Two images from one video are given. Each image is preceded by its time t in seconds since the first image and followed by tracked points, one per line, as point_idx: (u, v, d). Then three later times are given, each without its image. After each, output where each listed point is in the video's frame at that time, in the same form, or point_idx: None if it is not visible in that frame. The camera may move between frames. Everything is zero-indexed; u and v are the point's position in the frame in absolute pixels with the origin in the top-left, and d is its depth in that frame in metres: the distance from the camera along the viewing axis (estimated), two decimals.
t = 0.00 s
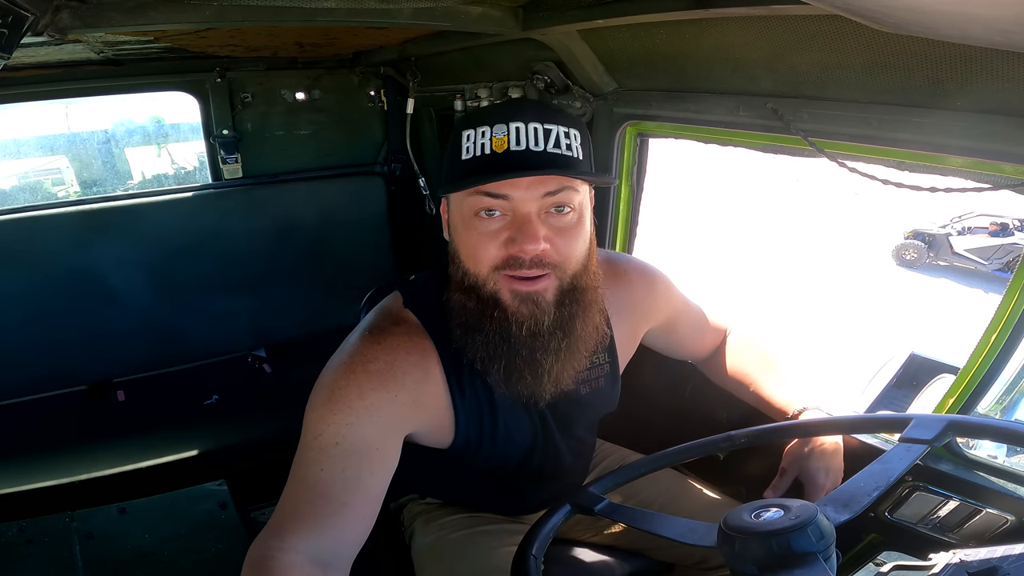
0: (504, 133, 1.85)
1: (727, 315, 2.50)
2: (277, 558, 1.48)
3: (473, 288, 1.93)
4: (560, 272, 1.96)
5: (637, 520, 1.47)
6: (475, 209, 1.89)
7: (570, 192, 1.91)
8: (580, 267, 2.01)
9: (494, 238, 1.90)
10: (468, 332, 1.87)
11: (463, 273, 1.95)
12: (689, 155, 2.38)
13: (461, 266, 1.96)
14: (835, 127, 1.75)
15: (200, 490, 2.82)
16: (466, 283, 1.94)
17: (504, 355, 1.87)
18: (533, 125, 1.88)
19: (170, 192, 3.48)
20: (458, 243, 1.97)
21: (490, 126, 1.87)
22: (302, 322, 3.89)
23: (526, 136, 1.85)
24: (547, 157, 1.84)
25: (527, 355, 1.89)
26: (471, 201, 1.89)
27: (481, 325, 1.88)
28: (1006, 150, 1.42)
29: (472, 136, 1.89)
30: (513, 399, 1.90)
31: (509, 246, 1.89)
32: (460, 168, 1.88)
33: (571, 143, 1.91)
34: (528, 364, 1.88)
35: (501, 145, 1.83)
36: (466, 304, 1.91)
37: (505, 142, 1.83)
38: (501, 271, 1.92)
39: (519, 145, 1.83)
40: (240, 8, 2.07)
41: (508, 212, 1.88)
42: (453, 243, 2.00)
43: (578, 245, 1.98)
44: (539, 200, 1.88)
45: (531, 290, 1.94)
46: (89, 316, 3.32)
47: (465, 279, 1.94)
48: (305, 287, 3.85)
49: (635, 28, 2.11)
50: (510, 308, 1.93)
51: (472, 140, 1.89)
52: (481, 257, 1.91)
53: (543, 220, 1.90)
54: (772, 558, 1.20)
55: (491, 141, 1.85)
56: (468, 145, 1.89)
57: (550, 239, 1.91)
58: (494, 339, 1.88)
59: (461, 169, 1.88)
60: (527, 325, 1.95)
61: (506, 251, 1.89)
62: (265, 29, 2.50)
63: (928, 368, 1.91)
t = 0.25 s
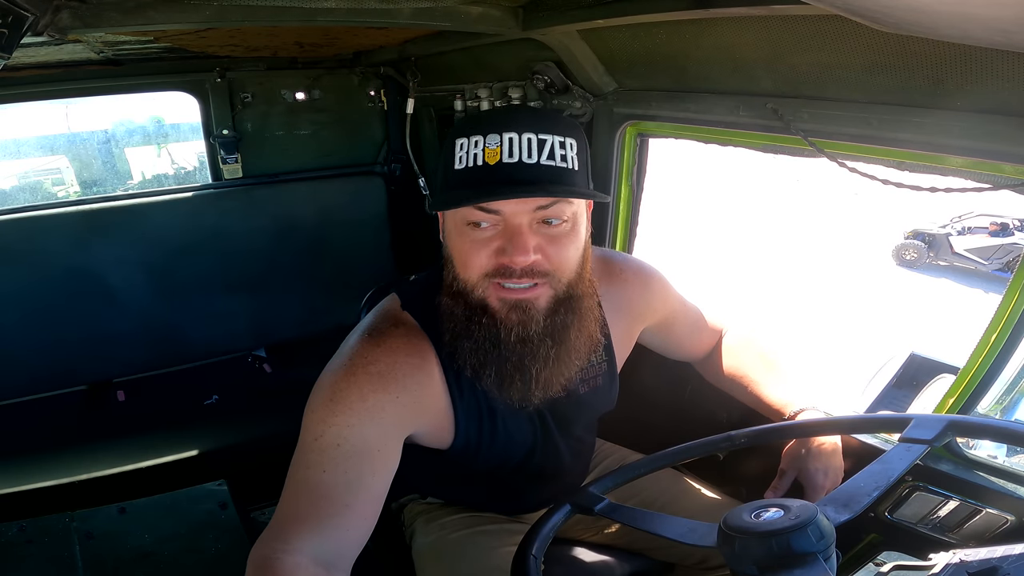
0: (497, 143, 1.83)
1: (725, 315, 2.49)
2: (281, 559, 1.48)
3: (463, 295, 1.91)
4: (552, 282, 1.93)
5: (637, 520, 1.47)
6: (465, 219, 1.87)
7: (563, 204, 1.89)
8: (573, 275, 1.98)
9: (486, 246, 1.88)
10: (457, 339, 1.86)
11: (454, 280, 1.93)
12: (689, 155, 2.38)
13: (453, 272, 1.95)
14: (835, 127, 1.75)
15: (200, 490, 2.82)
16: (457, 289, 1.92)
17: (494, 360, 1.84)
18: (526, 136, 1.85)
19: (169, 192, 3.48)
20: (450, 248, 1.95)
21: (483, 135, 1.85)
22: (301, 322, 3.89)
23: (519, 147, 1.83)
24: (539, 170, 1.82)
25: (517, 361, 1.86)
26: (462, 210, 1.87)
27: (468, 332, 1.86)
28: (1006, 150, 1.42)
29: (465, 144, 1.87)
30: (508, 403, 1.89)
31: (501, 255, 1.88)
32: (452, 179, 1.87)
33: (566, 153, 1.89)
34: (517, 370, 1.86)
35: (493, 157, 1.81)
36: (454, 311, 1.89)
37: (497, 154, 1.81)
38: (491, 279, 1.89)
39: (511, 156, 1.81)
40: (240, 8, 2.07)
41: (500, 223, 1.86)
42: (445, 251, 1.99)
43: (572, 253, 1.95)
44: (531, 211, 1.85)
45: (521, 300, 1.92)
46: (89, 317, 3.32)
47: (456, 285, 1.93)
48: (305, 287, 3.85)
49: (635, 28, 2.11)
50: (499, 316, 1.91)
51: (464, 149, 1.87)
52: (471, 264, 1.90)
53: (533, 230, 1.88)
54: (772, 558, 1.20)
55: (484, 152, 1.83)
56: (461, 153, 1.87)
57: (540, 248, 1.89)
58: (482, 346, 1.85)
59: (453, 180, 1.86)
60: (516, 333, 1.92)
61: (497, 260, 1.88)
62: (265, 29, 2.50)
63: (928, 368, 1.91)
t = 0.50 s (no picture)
0: (501, 146, 1.82)
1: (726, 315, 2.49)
2: (281, 559, 1.48)
3: (465, 296, 1.90)
4: (554, 285, 1.92)
5: (637, 520, 1.47)
6: (468, 220, 1.84)
7: (566, 208, 1.87)
8: (574, 278, 1.97)
9: (488, 248, 1.86)
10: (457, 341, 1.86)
11: (456, 281, 1.92)
12: (689, 155, 2.38)
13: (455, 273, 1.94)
14: (835, 127, 1.75)
15: (200, 490, 2.82)
16: (458, 291, 1.92)
17: (494, 363, 1.84)
18: (530, 138, 1.84)
19: (169, 192, 3.48)
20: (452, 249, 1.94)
21: (487, 136, 1.84)
22: (301, 322, 3.89)
23: (524, 150, 1.82)
24: (541, 174, 1.81)
25: (516, 364, 1.86)
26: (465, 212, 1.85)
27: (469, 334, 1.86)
28: (1006, 150, 1.42)
29: (470, 146, 1.86)
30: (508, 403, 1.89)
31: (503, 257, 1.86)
32: (456, 180, 1.86)
33: (571, 157, 1.88)
34: (515, 373, 1.85)
35: (497, 159, 1.80)
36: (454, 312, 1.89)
37: (500, 157, 1.80)
38: (492, 281, 1.88)
39: (516, 159, 1.80)
40: (240, 8, 2.07)
41: (502, 225, 1.84)
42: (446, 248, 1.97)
43: (573, 256, 1.94)
44: (534, 214, 1.83)
45: (521, 303, 1.91)
46: (89, 316, 3.32)
47: (458, 286, 1.92)
48: (305, 287, 3.85)
49: (635, 28, 2.11)
50: (498, 318, 1.90)
51: (469, 150, 1.85)
52: (473, 265, 1.88)
53: (536, 232, 1.86)
54: (772, 558, 1.20)
55: (488, 154, 1.82)
56: (466, 154, 1.86)
57: (542, 251, 1.88)
58: (482, 349, 1.84)
59: (457, 181, 1.85)
60: (516, 335, 1.91)
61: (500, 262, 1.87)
62: (266, 29, 2.51)
63: (928, 369, 1.91)
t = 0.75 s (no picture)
0: (533, 143, 1.82)
1: (726, 314, 2.47)
2: (283, 560, 1.49)
3: (489, 296, 1.89)
4: (577, 281, 1.92)
5: (638, 520, 1.47)
6: (497, 219, 1.82)
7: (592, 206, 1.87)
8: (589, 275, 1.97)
9: (516, 246, 1.83)
10: (482, 343, 1.86)
11: (478, 281, 1.91)
12: (689, 155, 2.38)
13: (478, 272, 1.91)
14: (835, 127, 1.75)
15: (200, 490, 2.82)
16: (480, 291, 1.90)
17: (517, 361, 1.85)
18: (561, 137, 1.85)
19: (169, 192, 3.48)
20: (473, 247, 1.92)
21: (517, 133, 1.83)
22: (301, 322, 3.89)
23: (555, 148, 1.83)
24: (574, 171, 1.81)
25: (540, 363, 1.87)
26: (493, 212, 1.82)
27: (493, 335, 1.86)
28: (1006, 150, 1.42)
29: (497, 143, 1.84)
30: (510, 404, 1.89)
31: (533, 255, 1.83)
32: (483, 177, 1.83)
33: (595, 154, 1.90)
34: (541, 370, 1.87)
35: (530, 156, 1.80)
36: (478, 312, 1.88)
37: (534, 153, 1.80)
38: (519, 280, 1.86)
39: (549, 157, 1.81)
40: (240, 8, 2.07)
41: (531, 223, 1.81)
42: (466, 244, 1.95)
43: (591, 253, 1.94)
44: (563, 212, 1.81)
45: (548, 302, 1.89)
46: (89, 316, 3.32)
47: (480, 286, 1.90)
48: (305, 287, 3.85)
49: (635, 28, 2.12)
50: (523, 318, 1.89)
51: (497, 147, 1.83)
52: (499, 264, 1.86)
53: (566, 229, 1.84)
54: (772, 558, 1.20)
55: (520, 151, 1.81)
56: (494, 152, 1.83)
57: (571, 249, 1.86)
58: (510, 348, 1.86)
59: (484, 177, 1.82)
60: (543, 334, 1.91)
61: (528, 261, 1.84)
62: (266, 29, 2.50)
63: (928, 368, 1.92)
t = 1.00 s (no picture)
0: (584, 158, 1.84)
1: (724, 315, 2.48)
2: (283, 559, 1.48)
3: (523, 307, 1.88)
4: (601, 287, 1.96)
5: (638, 520, 1.47)
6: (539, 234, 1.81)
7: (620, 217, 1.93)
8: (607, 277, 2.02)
9: (555, 259, 1.84)
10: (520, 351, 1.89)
11: (510, 292, 1.89)
12: (689, 155, 2.38)
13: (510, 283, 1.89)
14: (835, 127, 1.75)
15: (200, 490, 2.82)
16: (514, 303, 1.88)
17: (560, 369, 1.90)
18: (607, 152, 1.89)
19: (169, 192, 3.48)
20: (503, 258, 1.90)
21: (566, 147, 1.83)
22: (301, 322, 3.89)
23: (604, 165, 1.87)
24: (617, 187, 1.89)
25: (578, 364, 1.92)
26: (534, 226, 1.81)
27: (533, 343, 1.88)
28: (1006, 151, 1.42)
29: (546, 155, 1.82)
30: (511, 405, 1.90)
31: (571, 268, 1.85)
32: (534, 191, 1.81)
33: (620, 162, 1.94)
34: (571, 374, 1.92)
35: (582, 173, 1.83)
36: (518, 322, 1.87)
37: (586, 170, 1.83)
38: (557, 288, 1.87)
39: (599, 175, 1.85)
40: (240, 8, 2.07)
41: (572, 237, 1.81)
42: (495, 250, 1.92)
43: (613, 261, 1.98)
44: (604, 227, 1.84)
45: (584, 305, 1.92)
46: (90, 316, 3.32)
47: (513, 298, 1.89)
48: (305, 287, 3.84)
49: (635, 28, 2.12)
50: (557, 326, 1.91)
51: (547, 160, 1.81)
52: (535, 276, 1.86)
53: (603, 242, 1.86)
54: (772, 558, 1.20)
55: (572, 166, 1.83)
56: (543, 165, 1.81)
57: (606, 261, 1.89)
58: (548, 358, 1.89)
59: (534, 192, 1.81)
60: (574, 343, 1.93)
61: (565, 273, 1.86)
62: (265, 29, 2.50)
63: (928, 368, 1.90)
